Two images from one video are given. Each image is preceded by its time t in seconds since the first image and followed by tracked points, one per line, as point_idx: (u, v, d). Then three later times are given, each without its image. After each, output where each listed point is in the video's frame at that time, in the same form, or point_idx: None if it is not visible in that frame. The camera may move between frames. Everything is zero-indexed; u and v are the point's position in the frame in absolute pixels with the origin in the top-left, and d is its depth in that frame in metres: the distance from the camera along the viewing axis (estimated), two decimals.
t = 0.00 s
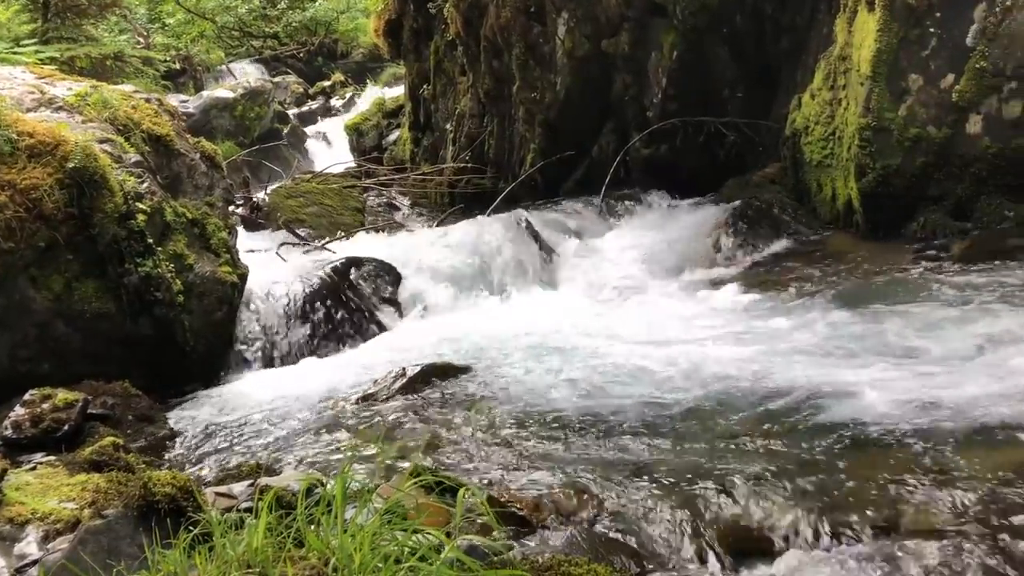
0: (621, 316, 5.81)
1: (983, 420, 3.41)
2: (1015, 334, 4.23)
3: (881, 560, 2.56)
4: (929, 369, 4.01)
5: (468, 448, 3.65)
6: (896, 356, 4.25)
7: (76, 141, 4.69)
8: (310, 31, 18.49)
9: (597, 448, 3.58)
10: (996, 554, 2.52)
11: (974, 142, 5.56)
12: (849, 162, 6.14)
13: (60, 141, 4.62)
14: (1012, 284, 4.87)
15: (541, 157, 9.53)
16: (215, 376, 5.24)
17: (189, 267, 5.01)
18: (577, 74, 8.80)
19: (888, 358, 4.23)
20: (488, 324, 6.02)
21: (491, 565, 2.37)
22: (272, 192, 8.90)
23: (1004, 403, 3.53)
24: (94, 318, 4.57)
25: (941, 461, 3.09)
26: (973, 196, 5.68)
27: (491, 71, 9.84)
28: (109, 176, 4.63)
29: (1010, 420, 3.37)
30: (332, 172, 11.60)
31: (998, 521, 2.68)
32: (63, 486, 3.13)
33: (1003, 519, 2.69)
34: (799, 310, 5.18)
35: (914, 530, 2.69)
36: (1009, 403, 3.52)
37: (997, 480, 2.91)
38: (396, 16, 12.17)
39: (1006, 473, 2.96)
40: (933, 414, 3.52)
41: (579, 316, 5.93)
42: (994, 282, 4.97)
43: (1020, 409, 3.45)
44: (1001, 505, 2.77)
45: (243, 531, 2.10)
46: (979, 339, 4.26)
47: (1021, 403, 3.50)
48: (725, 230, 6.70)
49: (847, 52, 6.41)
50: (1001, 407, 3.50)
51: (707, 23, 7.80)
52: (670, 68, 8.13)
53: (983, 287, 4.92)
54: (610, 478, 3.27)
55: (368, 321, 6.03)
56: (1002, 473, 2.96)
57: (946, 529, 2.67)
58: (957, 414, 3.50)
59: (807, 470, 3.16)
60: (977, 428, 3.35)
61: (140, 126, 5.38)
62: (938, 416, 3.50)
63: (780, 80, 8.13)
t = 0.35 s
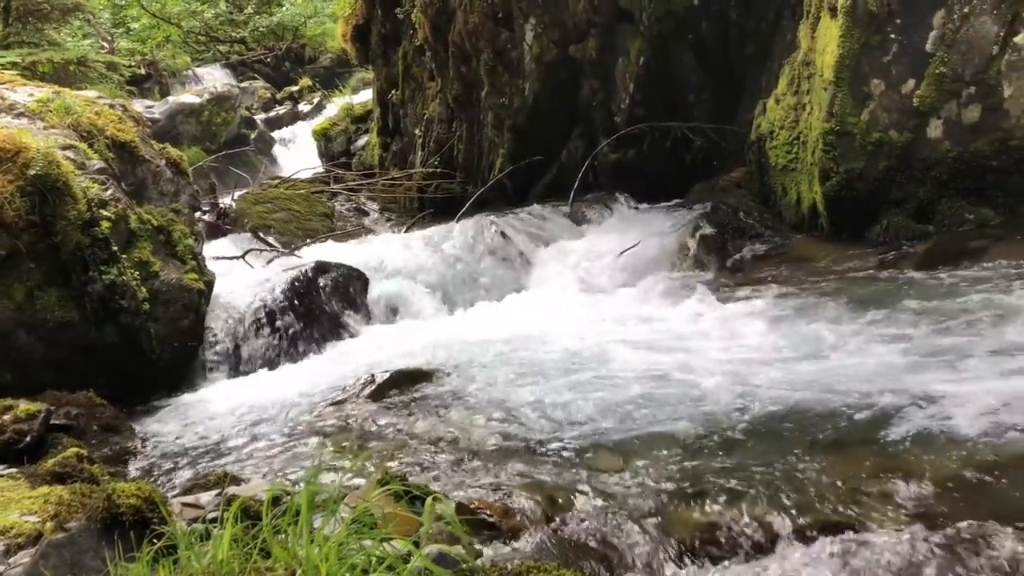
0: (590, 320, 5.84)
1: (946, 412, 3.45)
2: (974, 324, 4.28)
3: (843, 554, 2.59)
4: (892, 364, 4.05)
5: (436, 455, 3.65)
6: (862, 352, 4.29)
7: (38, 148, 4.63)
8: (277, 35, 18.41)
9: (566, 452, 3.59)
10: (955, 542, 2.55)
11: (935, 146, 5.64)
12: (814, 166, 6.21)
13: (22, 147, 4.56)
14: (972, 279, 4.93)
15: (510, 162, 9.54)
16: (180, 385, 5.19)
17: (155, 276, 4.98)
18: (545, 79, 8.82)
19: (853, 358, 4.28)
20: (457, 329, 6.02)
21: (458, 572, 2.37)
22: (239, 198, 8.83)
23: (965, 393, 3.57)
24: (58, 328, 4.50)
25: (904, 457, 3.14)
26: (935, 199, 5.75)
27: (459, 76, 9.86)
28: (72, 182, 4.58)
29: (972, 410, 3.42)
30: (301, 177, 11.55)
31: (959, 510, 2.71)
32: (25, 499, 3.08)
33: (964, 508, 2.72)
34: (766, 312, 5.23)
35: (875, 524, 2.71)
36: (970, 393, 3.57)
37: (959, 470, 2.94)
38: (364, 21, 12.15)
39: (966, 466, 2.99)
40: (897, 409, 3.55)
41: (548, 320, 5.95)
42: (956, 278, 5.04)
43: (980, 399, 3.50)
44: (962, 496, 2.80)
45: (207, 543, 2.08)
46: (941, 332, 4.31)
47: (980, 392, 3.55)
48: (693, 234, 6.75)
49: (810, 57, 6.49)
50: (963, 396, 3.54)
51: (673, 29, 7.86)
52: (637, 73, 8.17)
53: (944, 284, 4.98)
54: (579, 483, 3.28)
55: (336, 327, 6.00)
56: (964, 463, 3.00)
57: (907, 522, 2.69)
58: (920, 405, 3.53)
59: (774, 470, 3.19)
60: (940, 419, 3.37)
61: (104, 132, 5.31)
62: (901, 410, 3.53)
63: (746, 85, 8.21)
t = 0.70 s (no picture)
0: (562, 327, 5.84)
1: (915, 417, 3.48)
2: (941, 330, 4.33)
3: (816, 559, 2.59)
4: (861, 370, 4.09)
5: (407, 463, 3.63)
6: (831, 358, 4.32)
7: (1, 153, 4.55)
8: (246, 40, 18.28)
9: (538, 459, 3.58)
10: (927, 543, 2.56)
11: (901, 155, 5.74)
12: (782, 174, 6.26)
13: None
14: (939, 285, 4.99)
15: (481, 169, 9.54)
16: (147, 393, 5.13)
17: (122, 284, 4.91)
18: (516, 86, 8.84)
19: (822, 363, 4.32)
20: (428, 336, 5.99)
21: None
22: (207, 204, 8.75)
23: (933, 398, 3.61)
24: (21, 337, 4.41)
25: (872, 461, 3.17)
26: (901, 208, 5.84)
27: (431, 83, 9.85)
28: (37, 189, 4.50)
29: (938, 414, 3.46)
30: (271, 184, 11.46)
31: (929, 512, 2.73)
32: None
33: (934, 510, 2.74)
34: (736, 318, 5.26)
35: (844, 530, 2.71)
36: (938, 399, 3.60)
37: (926, 473, 2.99)
38: (335, 27, 12.10)
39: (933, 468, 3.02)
40: (866, 414, 3.59)
41: (519, 328, 5.94)
42: (923, 284, 5.09)
43: (946, 404, 3.54)
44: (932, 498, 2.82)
45: (174, 554, 2.05)
46: (909, 338, 4.36)
47: (947, 396, 3.60)
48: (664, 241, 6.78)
49: (779, 67, 6.56)
50: (932, 401, 3.59)
51: (645, 38, 7.91)
52: (608, 81, 8.21)
53: (911, 290, 5.04)
54: (550, 491, 3.27)
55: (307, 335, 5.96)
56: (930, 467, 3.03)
57: (879, 526, 2.70)
58: (889, 411, 3.57)
59: (745, 475, 3.21)
60: (909, 423, 3.43)
61: (70, 138, 5.23)
62: (870, 417, 3.56)
63: (715, 94, 8.27)
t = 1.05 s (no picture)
0: (531, 333, 5.83)
1: (879, 427, 3.52)
2: (906, 343, 4.38)
3: (781, 570, 2.61)
4: (827, 380, 4.13)
5: (371, 471, 3.60)
6: (797, 367, 4.36)
7: None
8: (214, 43, 18.21)
9: (505, 468, 3.57)
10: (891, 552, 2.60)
11: (865, 168, 5.82)
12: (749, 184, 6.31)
13: None
14: (902, 297, 5.06)
15: (450, 175, 9.53)
16: (107, 398, 5.04)
17: (83, 285, 4.82)
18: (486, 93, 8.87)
19: (787, 371, 4.35)
20: (395, 343, 5.95)
21: None
22: (171, 206, 8.65)
23: (896, 408, 3.66)
24: None
25: (838, 472, 3.19)
26: (866, 219, 5.92)
27: (400, 88, 9.83)
28: None
29: (898, 427, 3.49)
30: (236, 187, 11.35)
31: (893, 523, 2.77)
32: None
33: (899, 519, 2.79)
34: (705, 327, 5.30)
35: (809, 540, 2.75)
36: (898, 410, 3.65)
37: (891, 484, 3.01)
38: (305, 30, 12.04)
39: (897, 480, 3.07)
40: (830, 424, 3.62)
41: (486, 335, 5.93)
42: (886, 295, 5.16)
43: (905, 416, 3.57)
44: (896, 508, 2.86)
45: (136, 562, 2.02)
46: (873, 348, 4.41)
47: (910, 408, 3.65)
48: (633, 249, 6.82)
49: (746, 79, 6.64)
50: (896, 411, 3.64)
51: (614, 48, 7.95)
52: (578, 90, 8.26)
53: (875, 301, 5.09)
54: (515, 500, 3.26)
55: (273, 339, 5.90)
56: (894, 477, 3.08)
57: (842, 537, 2.73)
58: (852, 422, 3.61)
59: (711, 484, 3.22)
60: (872, 434, 3.47)
61: (31, 136, 5.13)
62: (836, 427, 3.59)
63: (683, 104, 8.32)
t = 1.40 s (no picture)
0: (471, 347, 5.85)
1: (807, 445, 3.62)
2: (836, 364, 4.49)
3: None
4: (759, 398, 4.21)
5: (305, 486, 3.56)
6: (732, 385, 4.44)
7: None
8: (156, 47, 18.01)
9: (441, 483, 3.57)
10: (818, 570, 2.68)
11: (801, 191, 5.97)
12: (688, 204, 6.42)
13: None
14: (833, 319, 5.20)
15: (394, 188, 9.52)
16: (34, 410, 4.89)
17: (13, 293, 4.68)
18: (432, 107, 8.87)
19: (721, 387, 4.43)
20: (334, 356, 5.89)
21: None
22: (108, 213, 8.46)
23: (824, 426, 3.75)
24: None
25: (768, 490, 3.26)
26: (800, 241, 6.06)
27: (345, 99, 9.80)
28: None
29: (826, 446, 3.58)
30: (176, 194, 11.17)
31: (823, 543, 2.83)
32: None
33: (828, 540, 2.85)
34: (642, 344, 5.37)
35: (739, 558, 2.80)
36: (825, 429, 3.74)
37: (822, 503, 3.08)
38: (250, 38, 11.95)
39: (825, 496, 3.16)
40: (760, 441, 3.71)
41: (427, 348, 5.92)
42: (818, 316, 5.29)
43: (831, 436, 3.66)
44: (826, 524, 2.95)
45: None
46: (803, 368, 4.52)
47: (837, 426, 3.76)
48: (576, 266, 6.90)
49: (688, 100, 6.78)
50: (825, 430, 3.73)
51: (560, 67, 8.02)
52: (524, 107, 8.31)
53: (807, 323, 5.22)
54: (450, 516, 3.26)
55: (210, 350, 5.79)
56: (822, 493, 3.16)
57: (772, 556, 2.79)
58: (781, 440, 3.69)
59: (645, 502, 3.26)
60: (801, 451, 3.56)
61: None
62: (767, 444, 3.67)
63: (626, 124, 8.43)
